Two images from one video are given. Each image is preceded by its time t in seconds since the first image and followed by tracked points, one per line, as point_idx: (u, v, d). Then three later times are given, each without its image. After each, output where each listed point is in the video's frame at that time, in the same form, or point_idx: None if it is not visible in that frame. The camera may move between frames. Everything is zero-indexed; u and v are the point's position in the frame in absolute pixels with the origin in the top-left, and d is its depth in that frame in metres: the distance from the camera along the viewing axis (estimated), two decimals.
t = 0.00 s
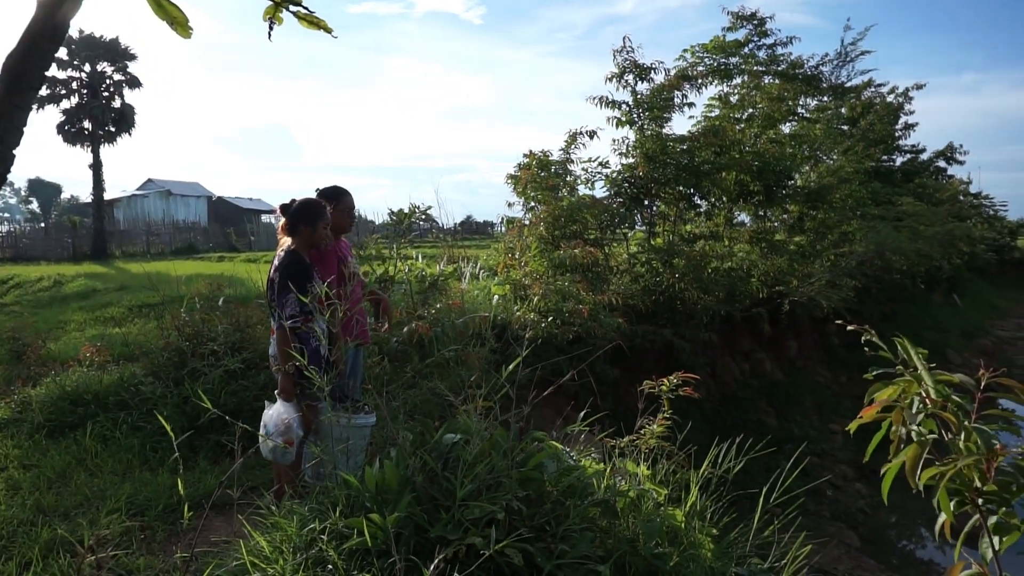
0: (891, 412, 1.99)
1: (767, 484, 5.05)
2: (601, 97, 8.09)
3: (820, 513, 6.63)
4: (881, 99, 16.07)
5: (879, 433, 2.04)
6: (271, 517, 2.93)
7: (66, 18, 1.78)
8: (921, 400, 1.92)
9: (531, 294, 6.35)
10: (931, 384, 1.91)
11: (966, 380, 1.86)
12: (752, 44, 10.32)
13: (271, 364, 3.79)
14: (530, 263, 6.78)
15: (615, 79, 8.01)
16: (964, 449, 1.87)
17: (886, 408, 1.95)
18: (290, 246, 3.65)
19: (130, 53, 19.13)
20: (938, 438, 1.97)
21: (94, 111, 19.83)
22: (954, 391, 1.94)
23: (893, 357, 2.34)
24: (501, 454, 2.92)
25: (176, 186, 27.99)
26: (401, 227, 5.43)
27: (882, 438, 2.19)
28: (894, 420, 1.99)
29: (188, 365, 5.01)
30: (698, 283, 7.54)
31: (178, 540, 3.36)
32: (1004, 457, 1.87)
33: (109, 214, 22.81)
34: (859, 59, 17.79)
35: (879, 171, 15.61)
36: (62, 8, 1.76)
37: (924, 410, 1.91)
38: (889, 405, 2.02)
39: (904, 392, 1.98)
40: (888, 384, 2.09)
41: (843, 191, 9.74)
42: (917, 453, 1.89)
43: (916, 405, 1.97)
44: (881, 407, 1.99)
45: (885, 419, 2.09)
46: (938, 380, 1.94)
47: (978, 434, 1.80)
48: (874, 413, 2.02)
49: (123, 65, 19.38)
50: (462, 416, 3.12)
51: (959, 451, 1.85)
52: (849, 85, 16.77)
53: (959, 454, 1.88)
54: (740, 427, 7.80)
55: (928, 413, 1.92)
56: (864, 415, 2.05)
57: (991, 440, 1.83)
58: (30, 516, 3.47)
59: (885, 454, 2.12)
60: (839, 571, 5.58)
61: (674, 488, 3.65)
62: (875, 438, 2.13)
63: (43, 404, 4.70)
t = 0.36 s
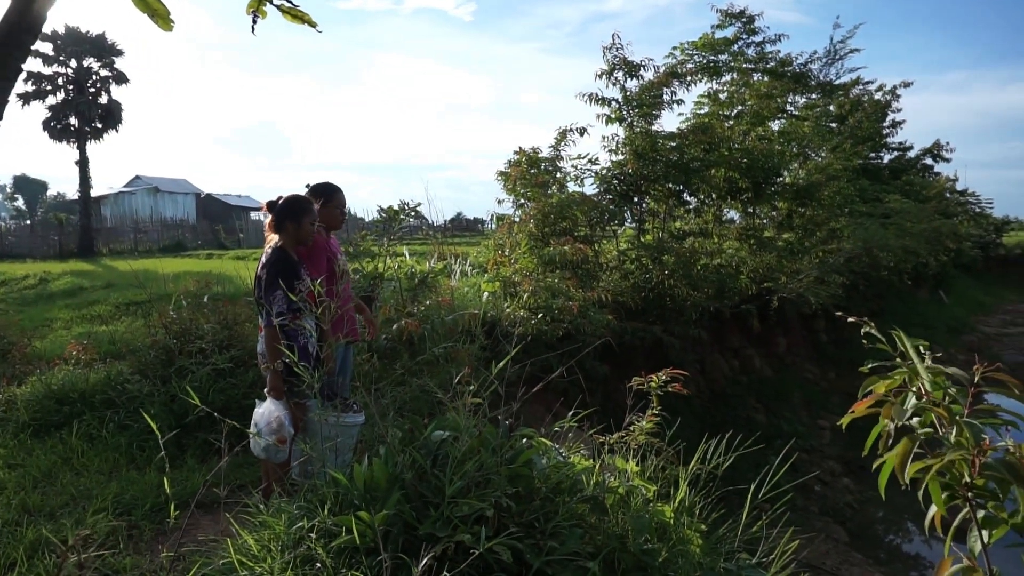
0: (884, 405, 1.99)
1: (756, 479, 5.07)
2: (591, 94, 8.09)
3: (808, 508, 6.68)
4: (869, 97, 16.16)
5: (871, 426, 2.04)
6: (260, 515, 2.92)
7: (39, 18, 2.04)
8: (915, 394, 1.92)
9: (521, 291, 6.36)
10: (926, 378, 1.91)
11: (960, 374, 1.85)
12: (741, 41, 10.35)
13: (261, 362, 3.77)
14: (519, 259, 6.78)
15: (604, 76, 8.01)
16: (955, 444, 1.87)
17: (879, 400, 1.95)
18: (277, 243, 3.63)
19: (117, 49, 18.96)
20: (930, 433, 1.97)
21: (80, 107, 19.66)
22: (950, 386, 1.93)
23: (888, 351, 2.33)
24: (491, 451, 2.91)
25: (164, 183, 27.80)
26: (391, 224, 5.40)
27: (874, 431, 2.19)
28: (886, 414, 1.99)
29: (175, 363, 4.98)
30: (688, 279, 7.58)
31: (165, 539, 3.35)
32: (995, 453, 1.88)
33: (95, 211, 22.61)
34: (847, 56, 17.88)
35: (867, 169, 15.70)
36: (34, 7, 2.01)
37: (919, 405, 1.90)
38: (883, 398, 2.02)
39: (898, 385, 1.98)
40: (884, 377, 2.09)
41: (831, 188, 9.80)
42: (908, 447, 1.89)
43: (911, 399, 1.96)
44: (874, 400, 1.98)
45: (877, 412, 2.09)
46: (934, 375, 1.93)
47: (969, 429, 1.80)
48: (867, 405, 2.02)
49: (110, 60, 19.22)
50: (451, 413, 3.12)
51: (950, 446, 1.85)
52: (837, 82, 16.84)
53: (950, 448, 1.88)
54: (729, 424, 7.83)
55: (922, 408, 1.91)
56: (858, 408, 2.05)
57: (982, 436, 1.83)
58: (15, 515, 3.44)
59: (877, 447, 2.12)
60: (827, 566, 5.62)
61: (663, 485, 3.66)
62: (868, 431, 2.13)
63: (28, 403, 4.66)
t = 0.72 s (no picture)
0: (851, 401, 2.01)
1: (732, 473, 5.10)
2: (571, 91, 8.09)
3: (784, 502, 6.76)
4: (846, 96, 16.33)
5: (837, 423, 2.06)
6: (234, 514, 2.89)
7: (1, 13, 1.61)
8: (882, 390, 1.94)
9: (501, 287, 6.36)
10: (893, 375, 1.94)
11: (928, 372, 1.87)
12: (720, 39, 10.40)
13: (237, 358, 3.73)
14: (499, 256, 6.77)
15: (584, 72, 8.02)
16: (918, 438, 1.89)
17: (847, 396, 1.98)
18: (253, 239, 3.59)
19: (91, 40, 18.65)
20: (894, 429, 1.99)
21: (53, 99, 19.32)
22: (916, 383, 1.96)
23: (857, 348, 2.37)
24: (468, 448, 2.91)
25: (139, 177, 27.42)
26: (370, 219, 5.38)
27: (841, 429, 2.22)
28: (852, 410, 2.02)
29: (149, 360, 4.91)
30: (667, 276, 7.64)
31: (139, 538, 3.31)
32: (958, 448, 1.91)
33: (69, 206, 22.24)
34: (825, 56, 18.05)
35: (844, 167, 15.87)
36: None
37: (885, 401, 1.93)
38: (848, 395, 2.04)
39: (864, 382, 2.00)
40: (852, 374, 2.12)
41: (807, 186, 9.89)
42: (873, 442, 1.91)
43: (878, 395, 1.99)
44: (840, 397, 2.00)
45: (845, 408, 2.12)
46: (900, 372, 1.96)
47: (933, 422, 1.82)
48: (833, 402, 2.04)
49: (84, 52, 18.90)
50: (429, 410, 3.11)
51: (914, 441, 1.87)
52: (815, 81, 17.00)
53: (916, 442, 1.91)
54: (706, 419, 7.89)
55: (888, 403, 1.93)
56: (826, 404, 2.08)
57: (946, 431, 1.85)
58: None
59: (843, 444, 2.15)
60: (802, 559, 5.69)
61: (640, 480, 3.68)
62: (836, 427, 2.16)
63: None
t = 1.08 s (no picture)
0: (806, 390, 2.05)
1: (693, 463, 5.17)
2: (536, 85, 8.09)
3: (745, 492, 6.88)
4: (806, 93, 16.60)
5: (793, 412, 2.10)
6: (192, 513, 2.84)
7: None
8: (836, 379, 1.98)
9: (466, 281, 6.36)
10: (847, 365, 1.98)
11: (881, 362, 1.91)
12: (685, 36, 10.48)
13: (195, 353, 3.66)
14: (464, 249, 6.72)
15: (549, 67, 8.02)
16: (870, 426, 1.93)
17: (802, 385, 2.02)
18: (212, 231, 3.53)
19: (44, 28, 18.12)
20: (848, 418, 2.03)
21: (3, 88, 18.72)
22: (869, 373, 2.00)
23: (813, 339, 2.41)
24: (431, 442, 2.89)
25: (95, 169, 26.76)
26: (333, 212, 5.23)
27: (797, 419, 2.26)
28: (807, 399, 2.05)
29: (104, 356, 4.81)
30: (631, 271, 7.72)
31: (93, 539, 3.24)
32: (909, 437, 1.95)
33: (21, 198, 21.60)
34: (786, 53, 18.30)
35: (804, 163, 16.14)
36: None
37: (839, 390, 1.97)
38: (804, 385, 2.08)
39: (819, 372, 2.03)
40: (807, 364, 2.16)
41: (769, 182, 10.04)
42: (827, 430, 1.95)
43: (832, 384, 2.02)
44: (796, 386, 2.04)
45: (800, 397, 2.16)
46: (854, 363, 2.00)
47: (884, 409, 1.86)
48: (789, 392, 2.07)
49: (36, 39, 18.35)
50: (392, 405, 3.08)
51: (866, 428, 1.92)
52: (777, 78, 17.24)
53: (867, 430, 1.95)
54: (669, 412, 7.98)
55: (842, 392, 1.97)
56: (782, 393, 2.11)
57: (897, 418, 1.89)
58: None
59: (797, 433, 2.19)
60: (762, 547, 5.79)
61: (603, 472, 3.72)
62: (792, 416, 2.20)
63: None
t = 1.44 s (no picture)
0: (745, 379, 2.08)
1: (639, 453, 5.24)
2: (485, 78, 8.06)
3: (690, 481, 7.02)
4: (750, 91, 16.95)
5: (732, 399, 2.14)
6: (126, 514, 2.75)
7: None
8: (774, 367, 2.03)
9: (414, 275, 6.32)
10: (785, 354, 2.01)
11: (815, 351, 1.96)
12: (633, 32, 10.58)
13: (132, 350, 3.54)
14: (413, 243, 6.67)
15: (498, 60, 8.00)
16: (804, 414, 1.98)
17: (742, 374, 2.04)
18: (149, 224, 3.41)
19: None
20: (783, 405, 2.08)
21: None
22: (806, 362, 2.04)
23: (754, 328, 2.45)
24: (376, 437, 2.86)
25: (26, 159, 25.67)
26: (278, 205, 5.09)
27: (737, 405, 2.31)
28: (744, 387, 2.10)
29: (33, 353, 4.62)
30: (579, 265, 7.77)
31: (20, 545, 3.11)
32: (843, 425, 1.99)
33: None
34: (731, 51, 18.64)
35: (748, 159, 16.49)
36: None
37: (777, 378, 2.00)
38: (742, 372, 2.12)
39: (757, 360, 2.08)
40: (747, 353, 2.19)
41: (714, 177, 10.23)
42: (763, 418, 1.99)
43: (770, 372, 2.06)
44: (734, 375, 2.08)
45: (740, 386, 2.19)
46: (792, 352, 2.04)
47: (818, 398, 1.91)
48: (728, 380, 2.11)
49: None
50: (335, 400, 3.04)
51: (801, 417, 1.95)
52: (722, 76, 17.56)
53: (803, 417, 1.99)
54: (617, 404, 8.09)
55: (778, 380, 2.02)
56: (722, 382, 2.14)
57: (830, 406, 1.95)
58: None
59: (736, 421, 2.22)
60: (705, 535, 5.91)
61: (550, 464, 3.75)
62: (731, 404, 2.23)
63: None
